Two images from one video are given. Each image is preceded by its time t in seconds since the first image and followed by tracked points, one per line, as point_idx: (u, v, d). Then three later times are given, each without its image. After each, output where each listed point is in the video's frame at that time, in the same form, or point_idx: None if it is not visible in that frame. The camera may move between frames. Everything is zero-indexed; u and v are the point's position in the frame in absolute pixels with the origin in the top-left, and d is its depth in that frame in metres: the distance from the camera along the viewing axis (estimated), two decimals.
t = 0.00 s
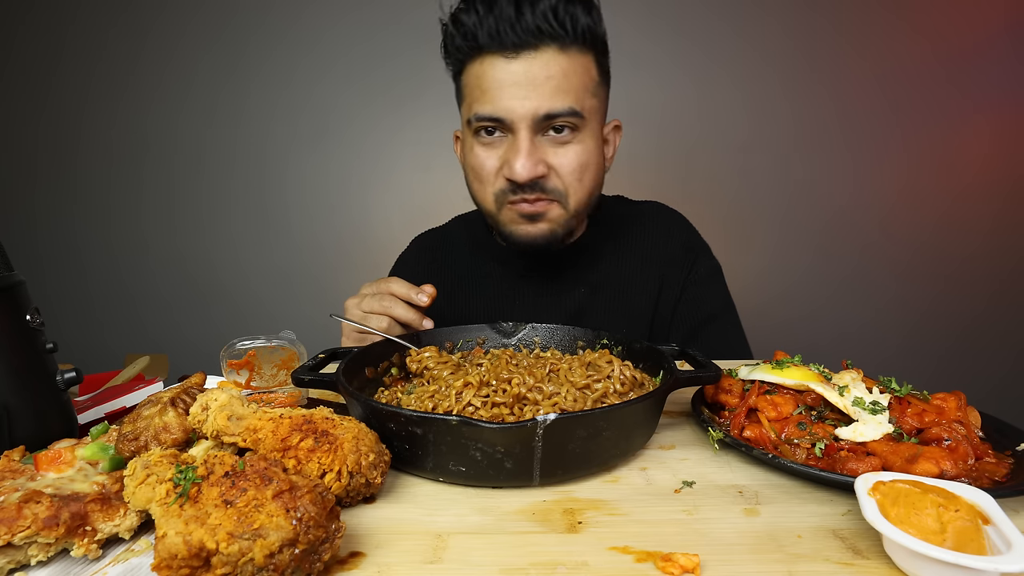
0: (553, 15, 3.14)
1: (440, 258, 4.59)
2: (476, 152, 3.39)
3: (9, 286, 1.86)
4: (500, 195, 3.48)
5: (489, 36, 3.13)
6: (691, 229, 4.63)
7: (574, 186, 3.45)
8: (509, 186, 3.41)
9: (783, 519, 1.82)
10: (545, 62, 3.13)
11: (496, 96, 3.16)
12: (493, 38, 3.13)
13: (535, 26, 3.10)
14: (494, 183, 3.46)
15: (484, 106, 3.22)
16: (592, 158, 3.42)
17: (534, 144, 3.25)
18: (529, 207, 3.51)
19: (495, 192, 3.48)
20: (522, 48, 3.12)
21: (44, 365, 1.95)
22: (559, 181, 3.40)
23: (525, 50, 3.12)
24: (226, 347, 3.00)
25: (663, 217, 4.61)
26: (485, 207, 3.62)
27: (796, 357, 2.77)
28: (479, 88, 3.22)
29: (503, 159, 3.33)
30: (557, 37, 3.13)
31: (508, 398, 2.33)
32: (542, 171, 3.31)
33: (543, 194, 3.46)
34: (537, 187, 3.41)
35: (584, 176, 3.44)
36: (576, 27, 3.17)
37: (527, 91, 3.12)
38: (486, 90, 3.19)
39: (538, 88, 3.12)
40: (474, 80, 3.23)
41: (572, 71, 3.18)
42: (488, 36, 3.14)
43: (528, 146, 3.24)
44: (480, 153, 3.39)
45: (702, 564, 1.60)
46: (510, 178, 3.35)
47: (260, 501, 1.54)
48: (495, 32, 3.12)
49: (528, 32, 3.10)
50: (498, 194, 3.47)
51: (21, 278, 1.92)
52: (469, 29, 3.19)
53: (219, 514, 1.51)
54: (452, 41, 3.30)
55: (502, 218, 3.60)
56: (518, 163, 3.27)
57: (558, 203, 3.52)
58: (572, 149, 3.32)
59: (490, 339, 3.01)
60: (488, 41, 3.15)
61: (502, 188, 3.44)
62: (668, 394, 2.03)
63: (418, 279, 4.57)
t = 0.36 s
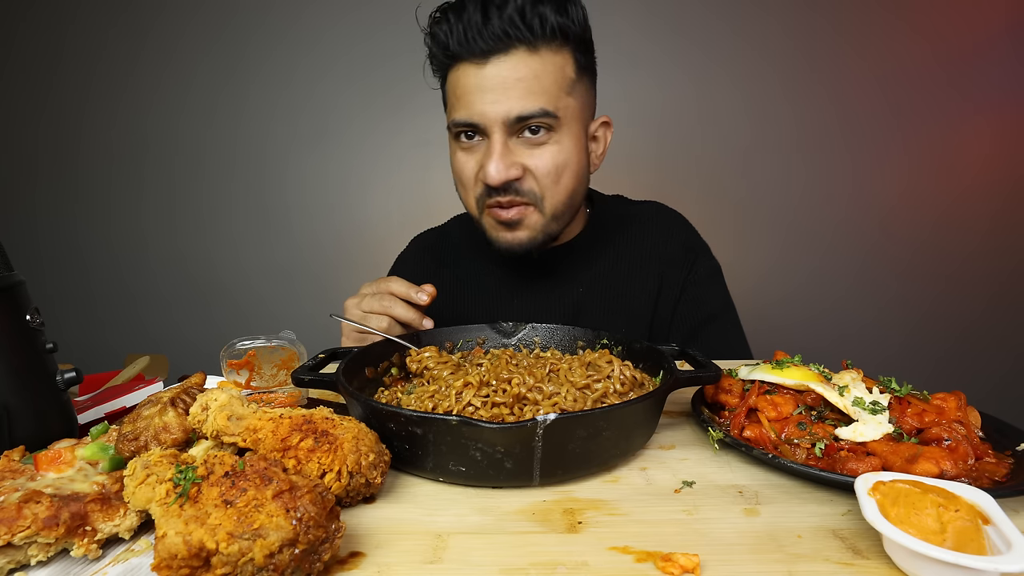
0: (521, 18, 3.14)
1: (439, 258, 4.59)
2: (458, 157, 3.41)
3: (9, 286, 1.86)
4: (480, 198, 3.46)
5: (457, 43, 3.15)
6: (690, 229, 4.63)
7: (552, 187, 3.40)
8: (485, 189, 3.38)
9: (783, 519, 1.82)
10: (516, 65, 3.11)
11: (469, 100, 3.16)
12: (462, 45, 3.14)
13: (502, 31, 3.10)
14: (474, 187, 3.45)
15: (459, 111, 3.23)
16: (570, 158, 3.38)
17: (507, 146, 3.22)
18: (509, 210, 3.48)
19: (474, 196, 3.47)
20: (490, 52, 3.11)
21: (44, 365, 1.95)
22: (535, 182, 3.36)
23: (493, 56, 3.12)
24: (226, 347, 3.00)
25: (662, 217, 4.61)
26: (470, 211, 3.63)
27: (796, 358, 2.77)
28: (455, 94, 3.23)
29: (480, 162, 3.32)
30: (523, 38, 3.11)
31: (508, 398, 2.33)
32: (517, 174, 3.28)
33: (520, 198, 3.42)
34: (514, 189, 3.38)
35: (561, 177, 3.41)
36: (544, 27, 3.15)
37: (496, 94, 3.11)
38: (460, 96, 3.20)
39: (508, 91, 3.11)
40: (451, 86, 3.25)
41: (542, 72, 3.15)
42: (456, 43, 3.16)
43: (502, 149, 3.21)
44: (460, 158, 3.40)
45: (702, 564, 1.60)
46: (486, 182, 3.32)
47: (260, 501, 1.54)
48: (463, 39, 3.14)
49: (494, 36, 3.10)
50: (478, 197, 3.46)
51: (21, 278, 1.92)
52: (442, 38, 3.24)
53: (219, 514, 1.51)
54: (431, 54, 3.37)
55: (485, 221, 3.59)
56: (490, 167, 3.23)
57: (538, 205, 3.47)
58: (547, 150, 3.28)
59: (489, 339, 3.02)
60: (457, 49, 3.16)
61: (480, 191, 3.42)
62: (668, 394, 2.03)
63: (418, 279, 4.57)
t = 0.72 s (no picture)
0: (520, 23, 3.14)
1: (439, 259, 4.60)
2: (457, 161, 3.40)
3: (9, 287, 1.86)
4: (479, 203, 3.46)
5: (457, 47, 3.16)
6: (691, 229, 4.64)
7: (550, 193, 3.41)
8: (484, 195, 3.38)
9: (783, 519, 1.82)
10: (517, 71, 3.11)
11: (469, 107, 3.16)
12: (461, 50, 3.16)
13: (501, 36, 3.10)
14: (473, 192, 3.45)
15: (458, 118, 3.22)
16: (569, 164, 3.38)
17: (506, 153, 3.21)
18: (507, 216, 3.48)
19: (473, 201, 3.47)
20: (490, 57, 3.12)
21: (44, 365, 1.96)
22: (534, 188, 3.36)
23: (492, 62, 3.12)
24: (226, 347, 3.00)
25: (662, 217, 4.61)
26: (469, 215, 3.63)
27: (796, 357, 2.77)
28: (455, 99, 3.22)
29: (479, 168, 3.31)
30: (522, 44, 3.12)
31: (508, 398, 2.33)
32: (516, 181, 3.27)
33: (519, 204, 3.42)
34: (513, 196, 3.37)
35: (560, 184, 3.40)
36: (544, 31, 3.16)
37: (496, 101, 3.10)
38: (460, 101, 3.20)
39: (508, 98, 3.10)
40: (452, 91, 3.24)
41: (543, 78, 3.15)
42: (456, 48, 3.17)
43: (500, 156, 3.20)
44: (460, 162, 3.39)
45: (702, 564, 1.61)
46: (484, 188, 3.32)
47: (260, 501, 1.54)
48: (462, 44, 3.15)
49: (493, 41, 3.11)
50: (476, 202, 3.46)
51: (21, 278, 1.92)
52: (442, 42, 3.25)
53: (219, 514, 1.51)
54: (431, 56, 3.38)
55: (484, 225, 3.60)
56: (489, 174, 3.22)
57: (536, 212, 3.47)
58: (546, 156, 3.28)
59: (489, 339, 3.02)
60: (457, 54, 3.17)
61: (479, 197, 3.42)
62: (668, 394, 2.03)
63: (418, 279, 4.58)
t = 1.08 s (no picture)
0: (528, 32, 3.10)
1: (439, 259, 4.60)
2: (461, 172, 3.39)
3: (9, 287, 1.85)
4: (486, 215, 3.49)
5: (463, 56, 3.11)
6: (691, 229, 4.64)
7: (557, 205, 3.45)
8: (491, 208, 3.41)
9: (783, 519, 1.82)
10: (524, 84, 3.08)
11: (475, 122, 3.13)
12: (467, 60, 3.11)
13: (508, 47, 3.06)
14: (477, 203, 3.46)
15: (464, 131, 3.18)
16: (576, 175, 3.41)
17: (513, 169, 3.22)
18: (513, 226, 3.53)
19: (479, 212, 3.49)
20: (497, 69, 3.08)
21: (44, 365, 1.95)
22: (541, 201, 3.40)
23: (499, 74, 3.08)
24: (226, 346, 3.00)
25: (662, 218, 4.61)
26: (473, 222, 3.66)
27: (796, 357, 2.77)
28: (461, 113, 3.18)
29: (485, 181, 3.31)
30: (530, 55, 3.08)
31: (508, 398, 2.34)
32: (523, 195, 3.30)
33: (525, 216, 3.46)
34: (520, 209, 3.40)
35: (567, 195, 3.44)
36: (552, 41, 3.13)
37: (504, 116, 3.07)
38: (465, 114, 3.16)
39: (516, 114, 3.07)
40: (457, 104, 3.20)
41: (551, 91, 3.13)
42: (463, 58, 3.11)
43: (508, 171, 3.20)
44: (464, 173, 3.39)
45: (702, 564, 1.61)
46: (490, 202, 3.33)
47: (260, 501, 1.54)
48: (468, 53, 3.10)
49: (501, 51, 3.06)
50: (482, 213, 3.49)
51: (21, 278, 1.92)
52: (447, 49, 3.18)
53: (219, 514, 1.51)
54: (433, 62, 3.31)
55: (488, 232, 3.65)
56: (496, 188, 3.23)
57: (543, 222, 3.53)
58: (553, 170, 3.30)
59: (489, 338, 3.02)
60: (463, 64, 3.12)
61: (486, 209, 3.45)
62: (668, 394, 2.03)
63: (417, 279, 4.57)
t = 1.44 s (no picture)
0: (532, 37, 3.11)
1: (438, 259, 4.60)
2: (463, 177, 3.39)
3: (9, 286, 1.86)
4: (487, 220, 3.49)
5: (466, 59, 3.12)
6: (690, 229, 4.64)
7: (559, 211, 3.45)
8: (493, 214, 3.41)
9: (783, 519, 1.82)
10: (528, 90, 3.08)
11: (479, 128, 3.12)
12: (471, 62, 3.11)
13: (512, 51, 3.06)
14: (479, 208, 3.46)
15: (466, 137, 3.18)
16: (578, 181, 3.41)
17: (516, 175, 3.22)
18: (514, 231, 3.54)
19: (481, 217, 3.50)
20: (500, 74, 3.08)
21: (44, 365, 1.95)
22: (543, 207, 3.40)
23: (503, 79, 3.08)
24: (226, 347, 3.00)
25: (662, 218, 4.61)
26: (474, 226, 3.65)
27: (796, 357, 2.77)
28: (463, 118, 3.17)
29: (487, 188, 3.31)
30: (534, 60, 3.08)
31: (508, 398, 2.34)
32: (526, 202, 3.31)
33: (526, 222, 3.46)
34: (522, 215, 3.40)
35: (568, 201, 3.44)
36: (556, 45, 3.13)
37: (508, 122, 3.07)
38: (468, 119, 3.15)
39: (520, 121, 3.07)
40: (459, 109, 3.18)
41: (554, 98, 3.12)
42: (466, 62, 3.12)
43: (510, 178, 3.20)
44: (466, 178, 3.38)
45: (702, 564, 1.60)
46: (493, 208, 3.33)
47: (260, 501, 1.54)
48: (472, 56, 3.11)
49: (504, 55, 3.06)
50: (483, 217, 3.50)
51: (21, 278, 1.92)
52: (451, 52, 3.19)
53: (219, 514, 1.51)
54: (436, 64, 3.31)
55: (489, 237, 3.65)
56: (499, 195, 3.23)
57: (544, 228, 3.53)
58: (556, 176, 3.30)
59: (490, 339, 3.02)
60: (467, 68, 3.13)
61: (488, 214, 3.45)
62: (668, 394, 2.03)
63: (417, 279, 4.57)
